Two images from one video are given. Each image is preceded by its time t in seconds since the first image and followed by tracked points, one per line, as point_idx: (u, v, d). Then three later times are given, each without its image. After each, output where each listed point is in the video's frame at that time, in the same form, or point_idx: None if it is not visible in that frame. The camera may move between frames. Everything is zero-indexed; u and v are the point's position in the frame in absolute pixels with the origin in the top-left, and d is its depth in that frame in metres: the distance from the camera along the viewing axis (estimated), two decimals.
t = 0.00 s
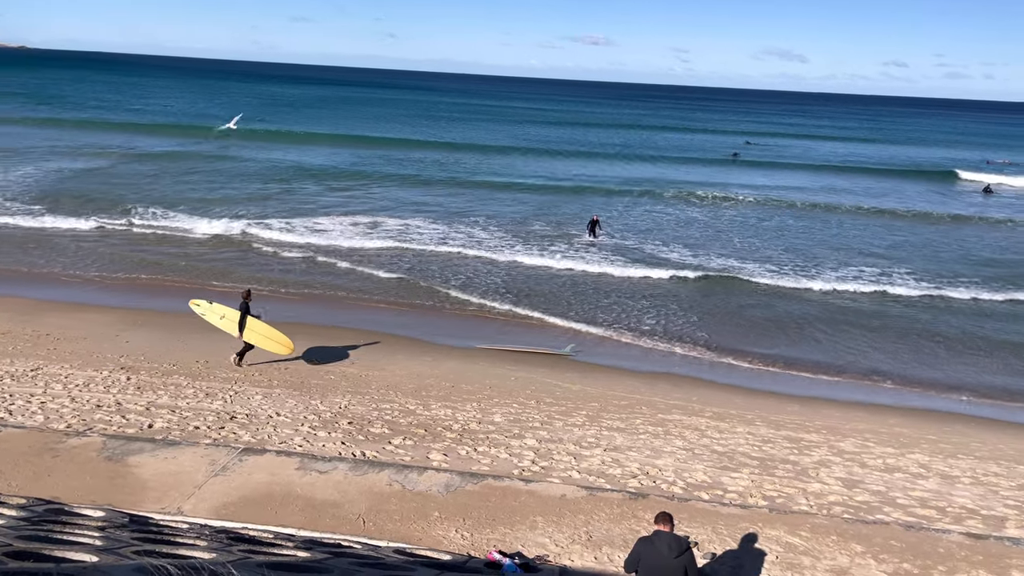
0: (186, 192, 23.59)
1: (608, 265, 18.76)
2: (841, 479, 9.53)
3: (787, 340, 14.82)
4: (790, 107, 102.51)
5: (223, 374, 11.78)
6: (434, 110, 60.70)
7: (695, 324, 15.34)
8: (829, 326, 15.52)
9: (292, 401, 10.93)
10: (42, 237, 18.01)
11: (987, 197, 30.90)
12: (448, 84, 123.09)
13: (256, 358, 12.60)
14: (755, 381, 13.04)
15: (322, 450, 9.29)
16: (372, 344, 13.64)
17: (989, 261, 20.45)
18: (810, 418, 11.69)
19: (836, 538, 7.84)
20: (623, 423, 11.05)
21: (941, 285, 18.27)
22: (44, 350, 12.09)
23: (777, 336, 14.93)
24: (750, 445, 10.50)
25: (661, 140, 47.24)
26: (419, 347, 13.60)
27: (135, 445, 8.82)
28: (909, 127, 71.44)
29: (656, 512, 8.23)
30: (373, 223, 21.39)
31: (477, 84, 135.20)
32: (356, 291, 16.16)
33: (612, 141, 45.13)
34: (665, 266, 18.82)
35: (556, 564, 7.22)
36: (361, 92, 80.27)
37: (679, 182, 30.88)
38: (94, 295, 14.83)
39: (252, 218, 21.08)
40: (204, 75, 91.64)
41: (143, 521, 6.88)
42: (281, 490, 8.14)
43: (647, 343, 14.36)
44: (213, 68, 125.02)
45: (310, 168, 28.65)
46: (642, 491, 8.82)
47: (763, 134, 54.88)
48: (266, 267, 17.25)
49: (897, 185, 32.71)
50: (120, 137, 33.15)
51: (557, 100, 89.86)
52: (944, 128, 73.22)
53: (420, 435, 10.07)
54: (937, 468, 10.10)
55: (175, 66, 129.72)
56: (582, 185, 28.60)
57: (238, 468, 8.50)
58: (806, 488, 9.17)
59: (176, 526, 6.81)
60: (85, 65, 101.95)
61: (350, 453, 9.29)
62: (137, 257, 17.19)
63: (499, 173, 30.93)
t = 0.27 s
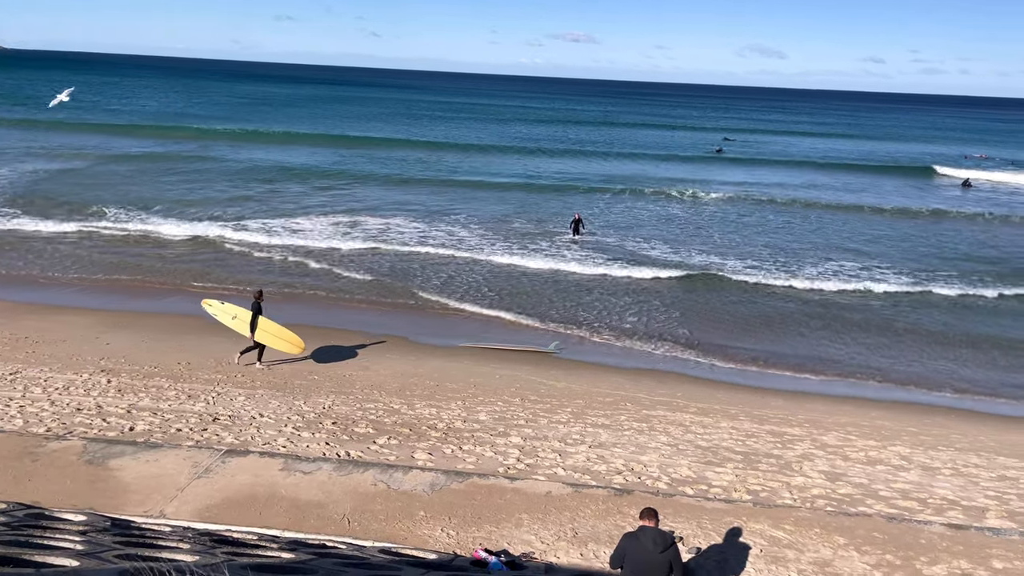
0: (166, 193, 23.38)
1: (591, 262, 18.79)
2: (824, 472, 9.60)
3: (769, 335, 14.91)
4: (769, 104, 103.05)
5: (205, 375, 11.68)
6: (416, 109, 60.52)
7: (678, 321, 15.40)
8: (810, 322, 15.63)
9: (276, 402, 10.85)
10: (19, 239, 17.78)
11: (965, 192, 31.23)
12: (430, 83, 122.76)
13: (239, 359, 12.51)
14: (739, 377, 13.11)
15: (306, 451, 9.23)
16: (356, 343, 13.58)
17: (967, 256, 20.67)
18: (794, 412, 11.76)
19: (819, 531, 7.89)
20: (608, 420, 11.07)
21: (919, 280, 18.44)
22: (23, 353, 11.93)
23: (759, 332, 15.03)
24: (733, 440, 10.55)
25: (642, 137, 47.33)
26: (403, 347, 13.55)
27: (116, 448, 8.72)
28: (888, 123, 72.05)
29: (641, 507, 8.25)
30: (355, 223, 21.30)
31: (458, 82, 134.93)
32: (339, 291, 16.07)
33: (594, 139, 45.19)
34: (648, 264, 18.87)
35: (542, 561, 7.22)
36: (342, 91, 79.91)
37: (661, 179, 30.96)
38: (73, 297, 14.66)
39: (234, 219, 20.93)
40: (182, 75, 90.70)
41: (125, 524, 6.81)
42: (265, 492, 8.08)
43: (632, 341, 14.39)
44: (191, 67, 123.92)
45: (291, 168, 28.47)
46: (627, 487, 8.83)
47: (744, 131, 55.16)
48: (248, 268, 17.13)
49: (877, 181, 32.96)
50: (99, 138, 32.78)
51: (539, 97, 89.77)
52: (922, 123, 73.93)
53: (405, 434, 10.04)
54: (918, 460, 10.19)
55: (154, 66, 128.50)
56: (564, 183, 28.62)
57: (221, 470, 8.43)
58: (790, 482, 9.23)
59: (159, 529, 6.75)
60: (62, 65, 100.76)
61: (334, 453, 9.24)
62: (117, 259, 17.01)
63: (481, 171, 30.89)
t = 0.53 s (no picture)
0: (149, 194, 23.19)
1: (577, 262, 18.83)
2: (810, 468, 9.65)
3: (754, 333, 15.00)
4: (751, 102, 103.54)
5: (190, 378, 11.61)
6: (401, 109, 60.36)
7: (664, 320, 15.47)
8: (795, 319, 15.74)
9: (261, 404, 10.80)
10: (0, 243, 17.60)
11: (947, 189, 31.49)
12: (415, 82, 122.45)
13: (224, 361, 12.44)
14: (725, 374, 13.17)
15: (292, 452, 9.19)
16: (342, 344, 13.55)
17: (948, 253, 20.86)
18: (779, 408, 11.82)
19: (805, 526, 7.94)
20: (595, 418, 11.09)
21: (902, 277, 18.60)
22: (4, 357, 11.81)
23: (744, 330, 15.12)
24: (719, 437, 10.59)
25: (627, 136, 47.39)
26: (390, 347, 13.53)
27: (100, 452, 8.66)
28: (870, 120, 72.55)
29: (628, 505, 8.27)
30: (340, 224, 21.23)
31: (443, 81, 134.67)
32: (325, 292, 16.02)
33: (579, 138, 45.24)
34: (634, 262, 18.93)
35: (530, 560, 7.22)
36: (327, 91, 79.59)
37: (646, 178, 31.04)
38: (55, 301, 14.53)
39: (218, 220, 20.81)
40: (164, 75, 89.93)
41: (109, 529, 6.76)
42: (251, 494, 8.04)
43: (618, 339, 14.44)
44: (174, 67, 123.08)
45: (275, 169, 28.33)
46: (614, 485, 8.85)
47: (729, 129, 55.40)
48: (232, 269, 17.03)
49: (859, 179, 33.19)
50: (80, 140, 32.50)
51: (523, 96, 89.73)
52: (904, 120, 74.51)
53: (392, 435, 10.01)
54: (902, 455, 10.28)
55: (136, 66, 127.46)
56: (550, 183, 28.64)
57: (206, 473, 8.38)
58: (775, 478, 9.28)
59: (144, 533, 6.71)
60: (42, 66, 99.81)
61: (320, 454, 9.20)
62: (99, 262, 16.87)
63: (467, 171, 30.87)
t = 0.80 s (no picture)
0: (132, 197, 23.04)
1: (563, 262, 18.88)
2: (795, 464, 9.73)
3: (739, 332, 15.10)
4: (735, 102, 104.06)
5: (175, 380, 11.55)
6: (386, 109, 60.24)
7: (650, 319, 15.54)
8: (779, 318, 15.85)
9: (247, 406, 10.76)
10: None
11: (928, 188, 31.89)
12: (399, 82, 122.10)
13: (210, 363, 12.39)
14: (709, 372, 13.27)
15: (279, 454, 9.17)
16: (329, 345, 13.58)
17: (931, 251, 21.05)
18: (764, 405, 11.90)
19: (790, 523, 8.00)
20: (582, 417, 11.12)
21: (885, 276, 18.76)
22: None
23: (730, 329, 15.22)
24: (706, 434, 10.65)
25: (612, 136, 47.53)
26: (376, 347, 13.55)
27: (84, 456, 8.61)
28: (854, 119, 73.04)
29: (615, 503, 8.31)
30: (326, 226, 21.16)
31: (427, 81, 134.44)
32: (312, 294, 15.98)
33: (565, 138, 45.32)
34: (619, 262, 19.01)
35: (518, 559, 7.24)
36: (311, 91, 79.30)
37: (631, 178, 31.16)
38: (38, 303, 14.42)
39: (202, 222, 20.68)
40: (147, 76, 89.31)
41: (94, 533, 6.73)
42: (238, 496, 8.02)
43: (603, 339, 14.50)
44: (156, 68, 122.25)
45: (260, 170, 28.19)
46: (602, 483, 8.89)
47: (713, 129, 55.64)
48: (217, 272, 16.95)
49: (843, 178, 33.41)
50: (61, 142, 32.20)
51: (509, 96, 89.75)
52: (887, 119, 75.14)
53: (379, 435, 10.01)
54: (886, 450, 10.37)
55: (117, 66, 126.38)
56: (535, 183, 28.69)
57: (192, 476, 8.35)
58: (761, 475, 9.34)
59: (130, 538, 6.68)
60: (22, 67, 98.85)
61: (307, 456, 9.19)
62: (82, 265, 16.74)
63: (452, 172, 30.85)
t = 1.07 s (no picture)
0: (114, 200, 22.85)
1: (548, 263, 18.92)
2: (779, 463, 9.79)
3: (722, 333, 15.20)
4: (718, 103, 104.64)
5: (158, 384, 11.47)
6: (370, 111, 60.10)
7: (634, 320, 15.61)
8: (762, 318, 15.97)
9: (231, 409, 10.70)
10: None
11: (908, 189, 32.21)
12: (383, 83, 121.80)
13: (193, 367, 12.32)
14: (694, 371, 13.34)
15: (263, 457, 9.13)
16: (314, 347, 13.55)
17: (911, 250, 21.26)
18: (749, 404, 11.97)
19: (775, 521, 8.05)
20: (567, 417, 11.14)
21: (866, 276, 18.93)
22: None
23: (713, 330, 15.32)
24: (690, 434, 10.70)
25: (596, 137, 47.66)
26: (361, 349, 13.54)
27: (66, 461, 8.53)
28: (835, 120, 73.61)
29: (601, 503, 8.33)
30: (310, 228, 21.08)
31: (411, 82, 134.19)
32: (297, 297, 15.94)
33: (549, 139, 45.38)
34: (603, 263, 19.07)
35: (504, 560, 7.24)
36: (294, 92, 78.96)
37: (615, 179, 31.26)
38: (18, 307, 14.27)
39: (185, 225, 20.54)
40: (129, 78, 88.58)
41: (77, 539, 6.67)
42: (222, 500, 7.98)
43: (588, 339, 14.56)
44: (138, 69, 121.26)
45: (243, 172, 28.05)
46: (587, 483, 8.91)
47: (696, 129, 55.90)
48: (200, 275, 16.85)
49: (824, 179, 33.67)
50: (41, 144, 31.86)
51: (494, 97, 89.79)
52: (867, 120, 75.83)
53: (364, 438, 9.99)
54: (869, 448, 10.46)
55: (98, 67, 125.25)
56: (519, 185, 28.72)
57: (175, 480, 8.30)
58: (745, 473, 9.40)
59: (112, 543, 6.63)
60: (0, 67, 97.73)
61: (292, 458, 9.15)
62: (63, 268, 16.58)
63: (436, 173, 30.82)
